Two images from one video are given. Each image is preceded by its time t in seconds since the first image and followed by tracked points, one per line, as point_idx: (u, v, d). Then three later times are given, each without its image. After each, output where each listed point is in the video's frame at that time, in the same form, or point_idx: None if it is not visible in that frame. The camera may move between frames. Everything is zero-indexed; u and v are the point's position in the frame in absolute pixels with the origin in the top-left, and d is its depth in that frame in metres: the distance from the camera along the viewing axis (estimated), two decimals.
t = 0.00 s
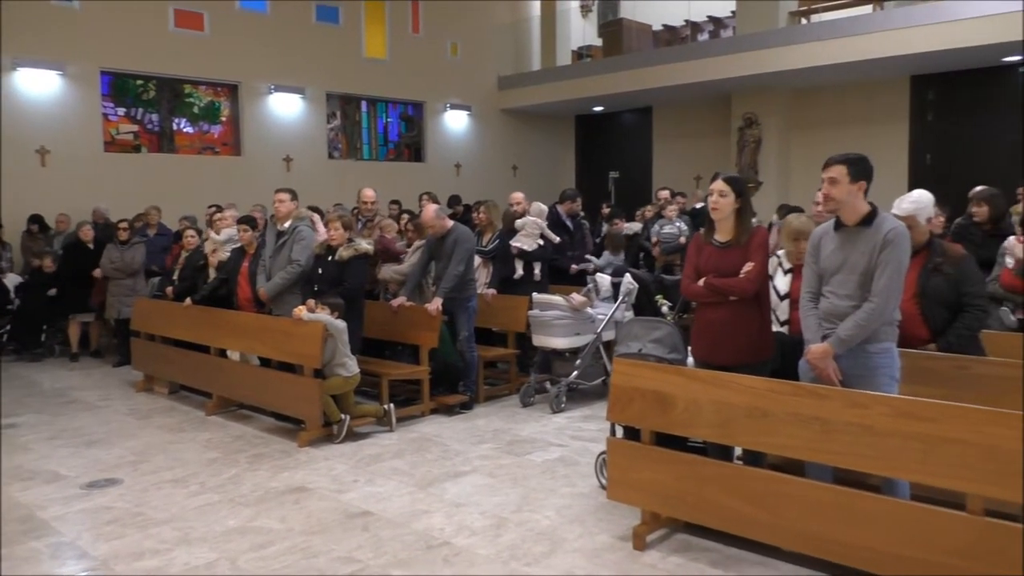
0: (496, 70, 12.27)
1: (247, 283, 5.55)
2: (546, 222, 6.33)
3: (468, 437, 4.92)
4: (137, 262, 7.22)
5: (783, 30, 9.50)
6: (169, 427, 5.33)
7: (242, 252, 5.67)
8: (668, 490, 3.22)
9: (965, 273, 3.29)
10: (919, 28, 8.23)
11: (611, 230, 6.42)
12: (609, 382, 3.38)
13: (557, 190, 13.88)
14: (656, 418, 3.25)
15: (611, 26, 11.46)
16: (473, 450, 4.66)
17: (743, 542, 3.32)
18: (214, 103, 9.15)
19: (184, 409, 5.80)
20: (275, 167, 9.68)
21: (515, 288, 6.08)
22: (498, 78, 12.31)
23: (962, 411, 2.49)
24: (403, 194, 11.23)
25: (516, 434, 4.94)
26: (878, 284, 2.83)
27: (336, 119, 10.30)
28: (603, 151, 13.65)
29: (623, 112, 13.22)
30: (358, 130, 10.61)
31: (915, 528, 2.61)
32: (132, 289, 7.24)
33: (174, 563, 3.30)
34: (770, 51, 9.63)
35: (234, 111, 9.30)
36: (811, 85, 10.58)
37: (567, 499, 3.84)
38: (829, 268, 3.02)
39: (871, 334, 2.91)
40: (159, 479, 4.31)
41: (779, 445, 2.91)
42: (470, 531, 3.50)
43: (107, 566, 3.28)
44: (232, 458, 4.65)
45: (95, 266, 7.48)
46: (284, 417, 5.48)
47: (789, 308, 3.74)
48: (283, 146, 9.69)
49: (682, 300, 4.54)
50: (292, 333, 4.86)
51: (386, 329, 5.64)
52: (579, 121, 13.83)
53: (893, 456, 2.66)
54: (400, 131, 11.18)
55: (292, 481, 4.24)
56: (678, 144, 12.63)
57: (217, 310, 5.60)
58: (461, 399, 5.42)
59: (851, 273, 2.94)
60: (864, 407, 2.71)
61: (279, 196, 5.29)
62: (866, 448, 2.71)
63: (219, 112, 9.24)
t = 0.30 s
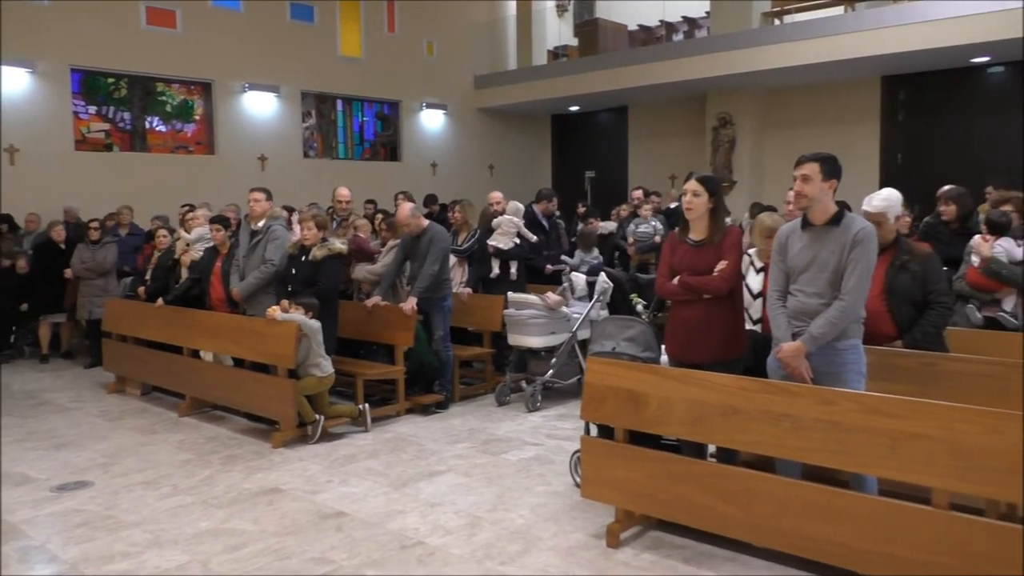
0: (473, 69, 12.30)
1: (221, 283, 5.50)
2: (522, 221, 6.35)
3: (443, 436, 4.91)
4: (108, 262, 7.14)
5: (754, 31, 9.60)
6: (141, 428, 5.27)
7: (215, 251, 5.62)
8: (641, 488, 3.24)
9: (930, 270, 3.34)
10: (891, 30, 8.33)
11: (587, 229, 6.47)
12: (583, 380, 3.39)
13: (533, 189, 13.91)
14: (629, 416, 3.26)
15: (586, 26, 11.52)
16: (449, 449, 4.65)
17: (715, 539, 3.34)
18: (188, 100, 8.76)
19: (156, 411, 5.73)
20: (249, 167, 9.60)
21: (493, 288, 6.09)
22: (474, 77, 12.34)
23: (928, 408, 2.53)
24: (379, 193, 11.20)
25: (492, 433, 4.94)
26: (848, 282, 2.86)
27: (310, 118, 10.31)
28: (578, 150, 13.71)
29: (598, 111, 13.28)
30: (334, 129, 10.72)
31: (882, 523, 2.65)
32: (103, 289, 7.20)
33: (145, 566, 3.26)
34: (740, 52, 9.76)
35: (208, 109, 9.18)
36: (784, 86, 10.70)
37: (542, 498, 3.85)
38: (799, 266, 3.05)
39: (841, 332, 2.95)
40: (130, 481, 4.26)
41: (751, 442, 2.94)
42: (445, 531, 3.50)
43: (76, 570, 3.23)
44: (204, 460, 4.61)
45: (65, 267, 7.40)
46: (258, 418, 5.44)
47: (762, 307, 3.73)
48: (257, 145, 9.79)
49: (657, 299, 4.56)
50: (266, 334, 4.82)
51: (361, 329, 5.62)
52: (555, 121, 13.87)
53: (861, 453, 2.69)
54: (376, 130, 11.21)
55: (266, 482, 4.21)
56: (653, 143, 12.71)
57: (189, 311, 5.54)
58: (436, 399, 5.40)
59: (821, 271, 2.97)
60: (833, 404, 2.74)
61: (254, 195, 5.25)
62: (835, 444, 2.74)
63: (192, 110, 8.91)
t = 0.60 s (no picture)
0: (455, 68, 12.30)
1: (199, 282, 5.46)
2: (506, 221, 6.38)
3: (424, 436, 4.90)
4: (85, 261, 7.13)
5: (734, 32, 9.67)
6: (118, 429, 5.21)
7: (195, 250, 5.56)
8: (621, 486, 3.25)
9: (905, 270, 3.37)
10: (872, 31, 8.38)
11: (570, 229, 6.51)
12: (564, 380, 3.40)
13: (515, 188, 13.92)
14: (610, 416, 3.27)
15: (568, 26, 11.55)
16: (430, 449, 4.64)
17: (695, 537, 3.36)
18: (169, 99, 8.65)
19: (134, 411, 5.68)
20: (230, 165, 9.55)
21: (474, 287, 6.08)
22: (456, 76, 12.34)
23: (902, 406, 2.56)
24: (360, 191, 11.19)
25: (473, 433, 4.93)
26: (824, 281, 2.89)
27: (291, 116, 10.24)
28: (560, 150, 13.73)
29: (580, 111, 13.32)
30: (314, 128, 10.77)
31: (858, 520, 2.67)
32: (81, 289, 7.17)
33: (122, 567, 3.23)
34: (719, 53, 9.85)
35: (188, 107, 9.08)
36: (765, 87, 10.79)
37: (523, 497, 3.85)
38: (775, 266, 3.07)
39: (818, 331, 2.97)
40: (107, 482, 4.21)
41: (729, 441, 2.95)
42: (425, 531, 3.49)
43: (51, 571, 3.19)
44: (182, 460, 4.57)
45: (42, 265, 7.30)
46: (237, 418, 5.40)
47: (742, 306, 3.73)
48: (236, 143, 9.72)
49: (637, 299, 4.58)
50: (245, 333, 4.79)
51: (342, 328, 5.59)
52: (537, 120, 13.89)
53: (838, 451, 2.71)
54: (358, 128, 11.28)
55: (245, 482, 4.18)
56: (635, 143, 12.76)
57: (168, 310, 5.49)
58: (417, 398, 5.40)
59: (798, 270, 2.99)
60: (810, 402, 2.76)
61: (237, 194, 5.23)
62: (812, 442, 2.76)
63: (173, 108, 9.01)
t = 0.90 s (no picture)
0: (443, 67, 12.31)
1: (186, 282, 5.43)
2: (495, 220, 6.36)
3: (411, 435, 4.90)
4: (70, 261, 7.02)
5: (723, 32, 9.69)
6: (103, 429, 5.18)
7: (180, 249, 5.54)
8: (608, 485, 3.26)
9: (889, 269, 3.41)
10: (860, 31, 8.40)
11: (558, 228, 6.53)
12: (551, 378, 3.40)
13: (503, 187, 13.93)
14: (597, 414, 3.28)
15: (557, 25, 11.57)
16: (417, 448, 4.64)
17: (681, 535, 3.37)
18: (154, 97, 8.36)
19: (119, 411, 5.64)
20: (217, 164, 9.50)
21: (463, 286, 6.08)
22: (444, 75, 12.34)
23: (885, 405, 2.58)
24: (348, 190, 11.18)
25: (460, 432, 4.94)
26: (807, 282, 2.90)
27: (279, 116, 10.27)
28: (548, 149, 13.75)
29: (568, 110, 13.34)
30: (302, 127, 10.79)
31: (842, 517, 2.70)
32: (65, 288, 7.11)
33: (107, 568, 3.21)
34: (706, 53, 9.88)
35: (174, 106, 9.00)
36: (752, 86, 10.83)
37: (510, 496, 3.85)
38: (761, 266, 3.09)
39: (803, 330, 2.98)
40: (93, 483, 4.18)
41: (714, 439, 2.97)
42: (412, 530, 3.48)
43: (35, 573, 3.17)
44: (168, 460, 4.54)
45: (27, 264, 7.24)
46: (224, 418, 5.38)
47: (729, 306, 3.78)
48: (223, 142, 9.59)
49: (625, 298, 4.59)
50: (232, 333, 4.77)
51: (329, 327, 5.58)
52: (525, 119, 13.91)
53: (822, 449, 2.73)
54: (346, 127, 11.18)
55: (231, 482, 4.17)
56: (622, 142, 12.79)
57: (153, 310, 5.46)
58: (404, 398, 5.40)
59: (782, 270, 3.01)
60: (795, 401, 2.78)
61: (224, 193, 5.19)
62: (797, 440, 2.78)
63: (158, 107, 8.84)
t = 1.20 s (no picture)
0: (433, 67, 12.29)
1: (175, 282, 5.40)
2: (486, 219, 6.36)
3: (402, 435, 4.89)
4: (58, 261, 6.97)
5: (715, 32, 9.70)
6: (92, 429, 5.15)
7: (168, 248, 5.51)
8: (598, 484, 3.26)
9: (878, 268, 3.42)
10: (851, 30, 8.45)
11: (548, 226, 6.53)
12: (542, 378, 3.40)
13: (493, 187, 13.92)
14: (587, 414, 3.28)
15: (547, 25, 11.61)
16: (408, 448, 4.63)
17: (671, 534, 3.38)
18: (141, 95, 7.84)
19: (108, 411, 5.61)
20: (207, 164, 9.44)
21: (454, 285, 6.05)
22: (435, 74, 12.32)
23: (873, 403, 2.59)
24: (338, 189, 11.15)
25: (450, 431, 4.93)
26: (798, 281, 2.91)
27: (268, 114, 9.94)
28: (539, 148, 13.75)
29: (559, 109, 13.34)
30: (292, 126, 10.46)
31: (830, 515, 2.71)
32: (53, 288, 7.04)
33: (95, 569, 3.19)
34: (697, 52, 9.89)
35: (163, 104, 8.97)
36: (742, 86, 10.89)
37: (500, 496, 3.85)
38: (751, 265, 3.09)
39: (793, 329, 2.99)
40: (81, 484, 4.16)
41: (704, 438, 2.97)
42: (402, 530, 3.48)
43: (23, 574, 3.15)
44: (157, 461, 4.52)
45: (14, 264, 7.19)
46: (213, 418, 5.35)
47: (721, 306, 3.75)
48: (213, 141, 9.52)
49: (616, 298, 4.59)
50: (221, 333, 4.74)
51: (319, 326, 5.56)
52: (516, 118, 13.90)
53: (811, 447, 2.74)
54: (336, 126, 10.96)
55: (220, 482, 4.15)
56: (613, 141, 12.80)
57: (141, 309, 5.43)
58: (395, 397, 5.39)
59: (773, 270, 3.02)
60: (785, 400, 2.78)
61: (214, 191, 5.17)
62: (786, 439, 2.79)
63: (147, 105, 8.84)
